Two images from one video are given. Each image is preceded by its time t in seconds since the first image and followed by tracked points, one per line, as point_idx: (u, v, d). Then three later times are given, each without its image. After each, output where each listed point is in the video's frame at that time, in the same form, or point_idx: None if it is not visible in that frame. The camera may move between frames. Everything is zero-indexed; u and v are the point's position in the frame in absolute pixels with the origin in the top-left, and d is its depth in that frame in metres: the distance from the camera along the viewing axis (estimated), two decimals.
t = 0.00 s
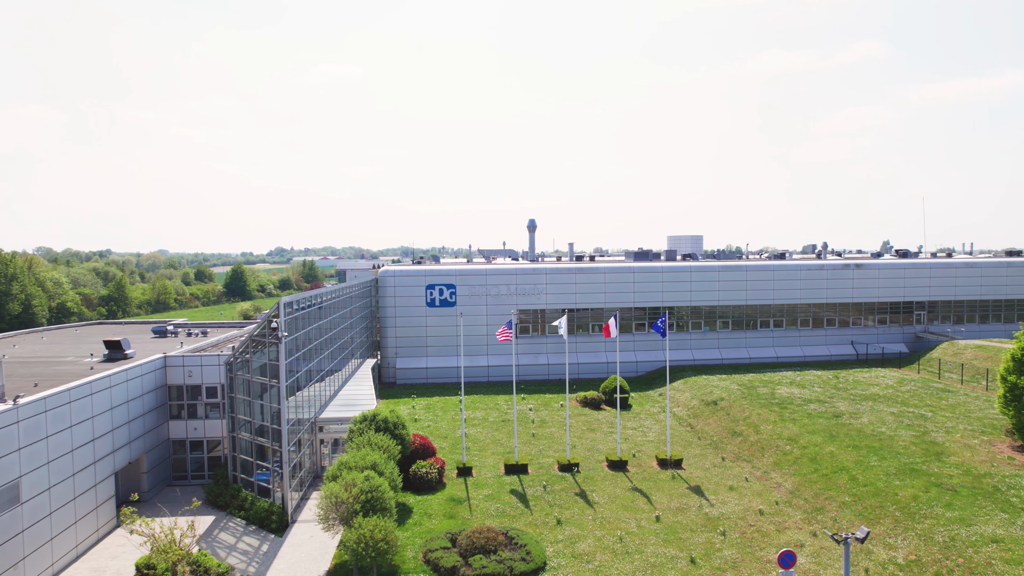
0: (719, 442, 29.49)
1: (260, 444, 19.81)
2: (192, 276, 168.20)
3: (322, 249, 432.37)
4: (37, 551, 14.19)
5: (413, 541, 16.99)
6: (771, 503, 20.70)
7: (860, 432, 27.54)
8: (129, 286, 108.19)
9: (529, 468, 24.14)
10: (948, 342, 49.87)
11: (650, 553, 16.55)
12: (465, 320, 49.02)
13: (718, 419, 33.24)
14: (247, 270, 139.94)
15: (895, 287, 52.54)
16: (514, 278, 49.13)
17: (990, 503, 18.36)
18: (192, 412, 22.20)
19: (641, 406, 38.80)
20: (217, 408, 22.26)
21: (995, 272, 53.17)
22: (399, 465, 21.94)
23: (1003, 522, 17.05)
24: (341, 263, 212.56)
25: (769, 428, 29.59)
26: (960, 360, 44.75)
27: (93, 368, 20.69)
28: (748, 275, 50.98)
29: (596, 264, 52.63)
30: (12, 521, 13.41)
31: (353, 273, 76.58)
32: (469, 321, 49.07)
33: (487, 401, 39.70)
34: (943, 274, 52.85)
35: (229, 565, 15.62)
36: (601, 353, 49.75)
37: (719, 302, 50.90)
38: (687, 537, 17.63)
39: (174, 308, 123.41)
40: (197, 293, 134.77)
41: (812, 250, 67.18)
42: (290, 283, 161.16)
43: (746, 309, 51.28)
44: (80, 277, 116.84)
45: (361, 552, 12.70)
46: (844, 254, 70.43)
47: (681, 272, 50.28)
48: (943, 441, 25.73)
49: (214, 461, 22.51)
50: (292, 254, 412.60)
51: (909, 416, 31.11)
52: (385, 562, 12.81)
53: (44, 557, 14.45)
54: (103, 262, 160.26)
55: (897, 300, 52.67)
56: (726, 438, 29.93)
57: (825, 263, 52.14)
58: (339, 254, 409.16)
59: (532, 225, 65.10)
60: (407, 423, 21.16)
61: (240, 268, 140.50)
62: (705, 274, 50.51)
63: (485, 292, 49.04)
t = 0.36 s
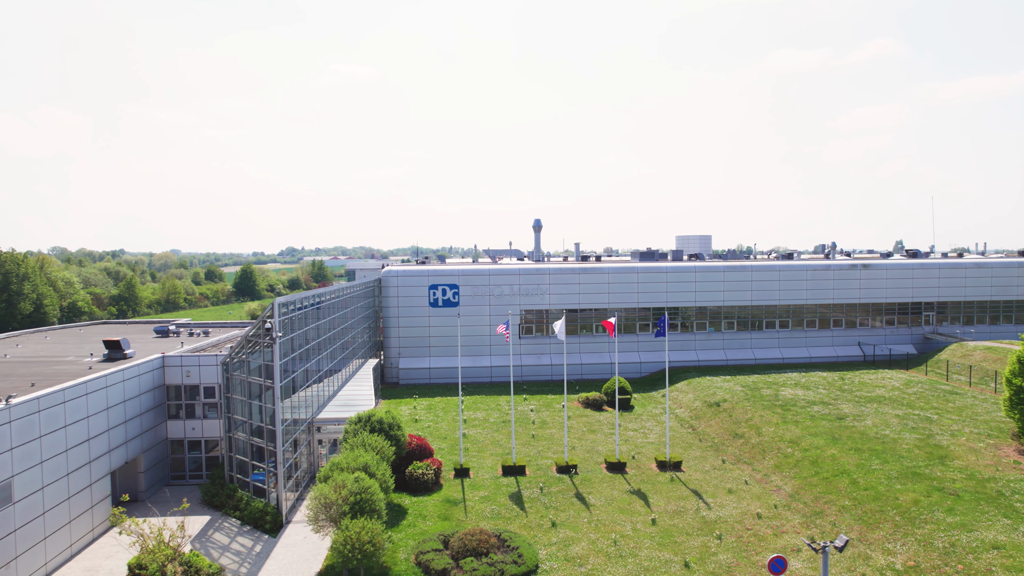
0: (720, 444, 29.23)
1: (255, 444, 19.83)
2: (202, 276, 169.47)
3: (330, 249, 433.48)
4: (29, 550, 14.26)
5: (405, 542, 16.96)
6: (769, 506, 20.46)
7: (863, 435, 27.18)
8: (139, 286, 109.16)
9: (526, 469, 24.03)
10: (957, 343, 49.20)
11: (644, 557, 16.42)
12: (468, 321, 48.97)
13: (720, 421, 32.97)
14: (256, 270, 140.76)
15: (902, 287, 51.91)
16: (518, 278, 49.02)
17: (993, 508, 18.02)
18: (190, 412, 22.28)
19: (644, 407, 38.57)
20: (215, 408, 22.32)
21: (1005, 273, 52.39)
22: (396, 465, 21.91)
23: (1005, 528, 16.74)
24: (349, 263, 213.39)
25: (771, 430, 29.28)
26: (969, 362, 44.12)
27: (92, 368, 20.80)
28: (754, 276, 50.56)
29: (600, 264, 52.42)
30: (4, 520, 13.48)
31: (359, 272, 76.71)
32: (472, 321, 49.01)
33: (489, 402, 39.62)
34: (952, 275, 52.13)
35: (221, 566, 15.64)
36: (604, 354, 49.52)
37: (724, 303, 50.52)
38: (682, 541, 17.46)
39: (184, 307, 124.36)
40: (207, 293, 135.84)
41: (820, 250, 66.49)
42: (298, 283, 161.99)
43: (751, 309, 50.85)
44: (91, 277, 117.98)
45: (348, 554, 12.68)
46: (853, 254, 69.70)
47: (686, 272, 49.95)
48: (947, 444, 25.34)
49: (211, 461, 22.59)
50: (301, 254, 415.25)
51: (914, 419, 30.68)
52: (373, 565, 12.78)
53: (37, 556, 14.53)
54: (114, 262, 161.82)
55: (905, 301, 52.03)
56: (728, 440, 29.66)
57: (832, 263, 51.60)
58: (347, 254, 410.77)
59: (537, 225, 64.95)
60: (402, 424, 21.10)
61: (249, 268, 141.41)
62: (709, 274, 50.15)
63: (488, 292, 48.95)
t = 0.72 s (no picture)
0: (721, 446, 28.97)
1: (251, 444, 19.88)
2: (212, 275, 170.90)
3: (339, 249, 435.68)
4: (23, 550, 14.35)
5: (398, 543, 16.95)
6: (768, 510, 20.24)
7: (866, 438, 26.84)
8: (149, 285, 110.14)
9: (525, 471, 23.92)
10: (966, 344, 48.51)
11: (638, 561, 16.29)
12: (471, 321, 48.93)
13: (723, 423, 32.70)
14: (265, 269, 141.58)
15: (911, 288, 51.27)
16: (521, 278, 48.89)
17: (996, 513, 17.70)
18: (188, 412, 22.38)
19: (646, 408, 38.34)
20: (213, 408, 22.40)
21: (1016, 273, 51.59)
22: (392, 466, 21.92)
23: (1008, 534, 16.46)
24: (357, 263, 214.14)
25: (773, 432, 28.97)
26: (978, 364, 43.50)
27: (92, 368, 20.93)
28: (760, 276, 50.12)
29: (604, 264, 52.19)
30: None
31: (365, 273, 76.83)
32: (475, 321, 48.95)
33: (490, 402, 39.55)
34: (962, 275, 51.40)
35: (213, 567, 15.66)
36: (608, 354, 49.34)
37: (729, 303, 50.12)
38: (677, 545, 17.31)
39: (194, 306, 125.41)
40: (217, 292, 136.87)
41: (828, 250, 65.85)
42: (307, 283, 162.86)
43: (757, 310, 50.43)
44: (102, 276, 119.10)
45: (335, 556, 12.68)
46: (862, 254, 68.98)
47: (691, 272, 49.63)
48: (952, 447, 24.97)
49: (209, 461, 22.68)
50: (310, 254, 417.42)
51: (920, 421, 30.26)
52: (360, 567, 12.77)
53: (31, 555, 14.61)
54: (126, 262, 163.51)
55: (913, 302, 51.39)
56: (729, 443, 29.39)
57: (839, 263, 51.05)
58: (356, 253, 412.75)
59: (543, 225, 64.81)
60: (398, 424, 21.04)
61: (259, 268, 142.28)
62: (714, 274, 49.79)
63: (491, 292, 48.85)
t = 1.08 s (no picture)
0: (723, 448, 28.70)
1: (248, 445, 19.91)
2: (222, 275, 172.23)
3: (349, 249, 437.63)
4: (17, 549, 14.45)
5: (391, 545, 16.92)
6: (768, 513, 20.00)
7: (870, 441, 26.49)
8: (160, 285, 111.18)
9: (523, 472, 23.80)
10: (976, 346, 47.79)
11: (632, 565, 16.14)
12: (475, 321, 48.87)
13: (725, 425, 32.41)
14: (274, 269, 142.44)
15: (920, 288, 50.60)
16: (525, 278, 48.76)
17: (1000, 519, 17.38)
18: (187, 412, 22.49)
19: (649, 409, 38.09)
20: (211, 408, 22.49)
21: None
22: (389, 466, 21.92)
23: (1010, 541, 16.16)
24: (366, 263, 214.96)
25: (775, 435, 28.65)
26: (987, 366, 42.85)
27: (92, 368, 21.05)
28: (766, 276, 49.66)
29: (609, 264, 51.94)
30: None
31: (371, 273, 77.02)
32: (479, 322, 48.87)
33: (492, 403, 39.48)
34: (973, 275, 50.65)
35: (206, 567, 15.72)
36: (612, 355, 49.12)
37: (734, 304, 49.73)
38: (673, 548, 17.17)
39: (204, 306, 126.45)
40: (226, 292, 137.90)
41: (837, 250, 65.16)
42: (316, 282, 163.72)
43: (763, 310, 49.98)
44: (113, 276, 120.32)
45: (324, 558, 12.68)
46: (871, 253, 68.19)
47: (696, 272, 49.28)
48: (957, 451, 24.57)
49: (208, 461, 22.77)
50: (319, 254, 420.00)
51: (926, 424, 29.83)
52: (348, 569, 12.75)
53: (26, 555, 14.71)
54: (137, 262, 165.15)
55: (922, 303, 50.73)
56: (731, 445, 29.11)
57: (846, 263, 50.48)
58: (364, 254, 414.58)
59: (549, 225, 64.66)
60: (394, 425, 21.01)
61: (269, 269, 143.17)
62: (720, 274, 49.40)
63: (495, 292, 48.77)
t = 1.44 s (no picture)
0: (725, 451, 28.45)
1: (245, 445, 19.95)
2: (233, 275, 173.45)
3: (358, 249, 439.57)
4: (12, 548, 14.57)
5: (385, 547, 16.92)
6: (767, 517, 19.76)
7: (874, 444, 26.16)
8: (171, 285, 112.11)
9: (521, 474, 23.72)
10: (987, 348, 47.08)
11: (627, 569, 16.03)
12: (478, 322, 48.83)
13: (727, 427, 32.14)
14: (284, 269, 143.21)
15: (929, 289, 49.94)
16: (528, 279, 48.66)
17: (1003, 525, 17.06)
18: (187, 411, 22.62)
19: (652, 411, 37.84)
20: (210, 408, 22.60)
21: None
22: (387, 467, 21.93)
23: (1012, 548, 15.87)
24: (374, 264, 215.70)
25: (778, 437, 28.35)
26: (997, 368, 42.20)
27: (92, 368, 21.17)
28: (772, 276, 49.20)
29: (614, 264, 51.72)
30: None
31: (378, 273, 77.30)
32: (482, 322, 48.82)
33: (494, 403, 39.43)
34: (983, 276, 49.89)
35: (200, 567, 15.80)
36: (616, 356, 48.89)
37: (740, 304, 49.33)
38: (669, 552, 17.02)
39: (214, 305, 127.41)
40: (236, 292, 138.86)
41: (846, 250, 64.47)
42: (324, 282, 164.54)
43: (769, 311, 49.54)
44: (124, 276, 121.51)
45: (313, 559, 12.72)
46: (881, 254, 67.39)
47: (701, 272, 48.95)
48: (963, 455, 24.18)
49: (207, 460, 22.88)
50: (328, 254, 422.13)
51: (932, 427, 29.39)
52: (337, 570, 12.78)
53: (21, 554, 14.84)
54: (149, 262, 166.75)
55: (932, 304, 50.06)
56: (733, 447, 28.84)
57: (854, 263, 49.90)
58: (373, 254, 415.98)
59: (555, 225, 64.49)
60: (391, 425, 21.00)
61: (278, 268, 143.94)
62: (725, 275, 49.03)
63: (498, 292, 48.70)
